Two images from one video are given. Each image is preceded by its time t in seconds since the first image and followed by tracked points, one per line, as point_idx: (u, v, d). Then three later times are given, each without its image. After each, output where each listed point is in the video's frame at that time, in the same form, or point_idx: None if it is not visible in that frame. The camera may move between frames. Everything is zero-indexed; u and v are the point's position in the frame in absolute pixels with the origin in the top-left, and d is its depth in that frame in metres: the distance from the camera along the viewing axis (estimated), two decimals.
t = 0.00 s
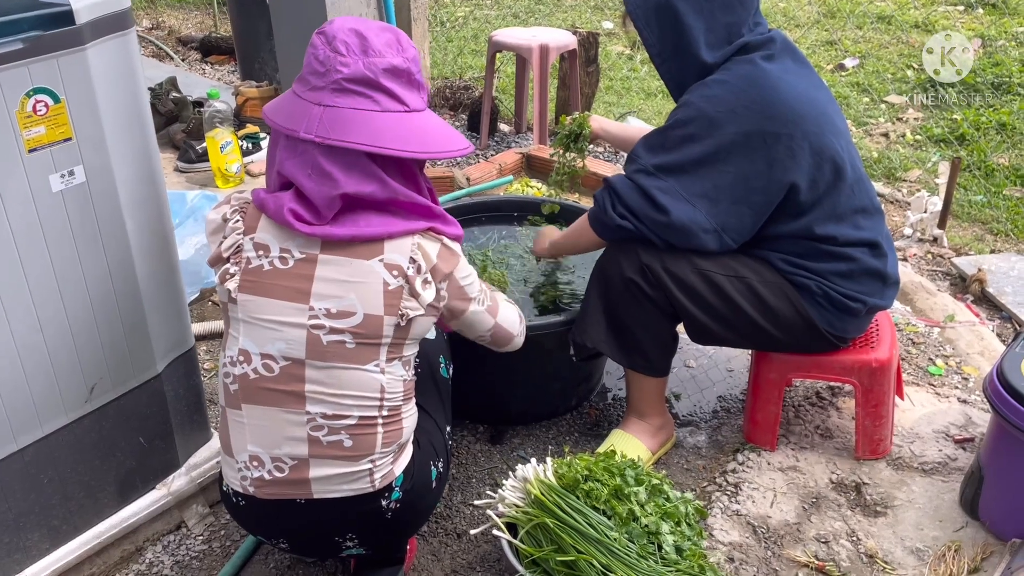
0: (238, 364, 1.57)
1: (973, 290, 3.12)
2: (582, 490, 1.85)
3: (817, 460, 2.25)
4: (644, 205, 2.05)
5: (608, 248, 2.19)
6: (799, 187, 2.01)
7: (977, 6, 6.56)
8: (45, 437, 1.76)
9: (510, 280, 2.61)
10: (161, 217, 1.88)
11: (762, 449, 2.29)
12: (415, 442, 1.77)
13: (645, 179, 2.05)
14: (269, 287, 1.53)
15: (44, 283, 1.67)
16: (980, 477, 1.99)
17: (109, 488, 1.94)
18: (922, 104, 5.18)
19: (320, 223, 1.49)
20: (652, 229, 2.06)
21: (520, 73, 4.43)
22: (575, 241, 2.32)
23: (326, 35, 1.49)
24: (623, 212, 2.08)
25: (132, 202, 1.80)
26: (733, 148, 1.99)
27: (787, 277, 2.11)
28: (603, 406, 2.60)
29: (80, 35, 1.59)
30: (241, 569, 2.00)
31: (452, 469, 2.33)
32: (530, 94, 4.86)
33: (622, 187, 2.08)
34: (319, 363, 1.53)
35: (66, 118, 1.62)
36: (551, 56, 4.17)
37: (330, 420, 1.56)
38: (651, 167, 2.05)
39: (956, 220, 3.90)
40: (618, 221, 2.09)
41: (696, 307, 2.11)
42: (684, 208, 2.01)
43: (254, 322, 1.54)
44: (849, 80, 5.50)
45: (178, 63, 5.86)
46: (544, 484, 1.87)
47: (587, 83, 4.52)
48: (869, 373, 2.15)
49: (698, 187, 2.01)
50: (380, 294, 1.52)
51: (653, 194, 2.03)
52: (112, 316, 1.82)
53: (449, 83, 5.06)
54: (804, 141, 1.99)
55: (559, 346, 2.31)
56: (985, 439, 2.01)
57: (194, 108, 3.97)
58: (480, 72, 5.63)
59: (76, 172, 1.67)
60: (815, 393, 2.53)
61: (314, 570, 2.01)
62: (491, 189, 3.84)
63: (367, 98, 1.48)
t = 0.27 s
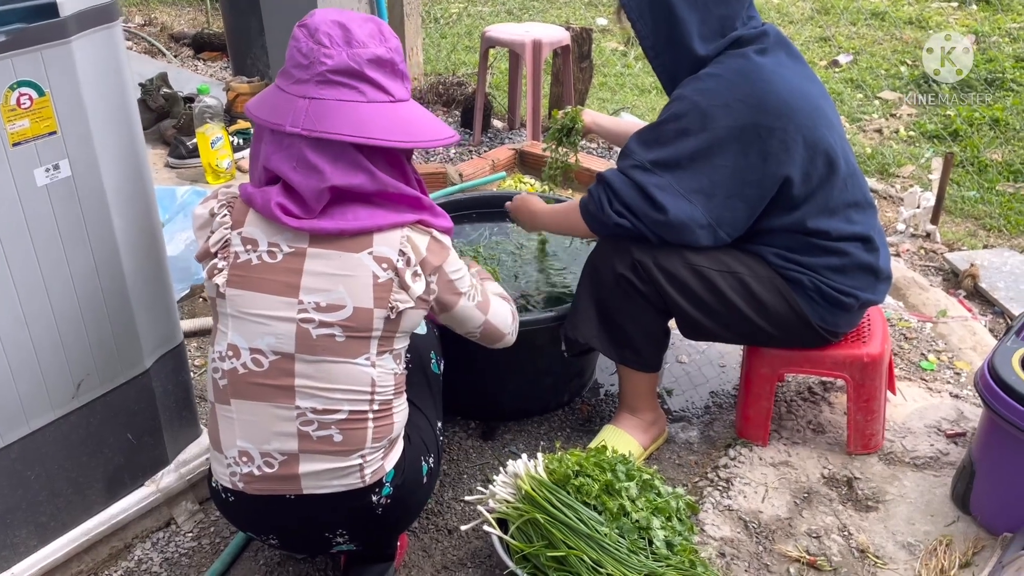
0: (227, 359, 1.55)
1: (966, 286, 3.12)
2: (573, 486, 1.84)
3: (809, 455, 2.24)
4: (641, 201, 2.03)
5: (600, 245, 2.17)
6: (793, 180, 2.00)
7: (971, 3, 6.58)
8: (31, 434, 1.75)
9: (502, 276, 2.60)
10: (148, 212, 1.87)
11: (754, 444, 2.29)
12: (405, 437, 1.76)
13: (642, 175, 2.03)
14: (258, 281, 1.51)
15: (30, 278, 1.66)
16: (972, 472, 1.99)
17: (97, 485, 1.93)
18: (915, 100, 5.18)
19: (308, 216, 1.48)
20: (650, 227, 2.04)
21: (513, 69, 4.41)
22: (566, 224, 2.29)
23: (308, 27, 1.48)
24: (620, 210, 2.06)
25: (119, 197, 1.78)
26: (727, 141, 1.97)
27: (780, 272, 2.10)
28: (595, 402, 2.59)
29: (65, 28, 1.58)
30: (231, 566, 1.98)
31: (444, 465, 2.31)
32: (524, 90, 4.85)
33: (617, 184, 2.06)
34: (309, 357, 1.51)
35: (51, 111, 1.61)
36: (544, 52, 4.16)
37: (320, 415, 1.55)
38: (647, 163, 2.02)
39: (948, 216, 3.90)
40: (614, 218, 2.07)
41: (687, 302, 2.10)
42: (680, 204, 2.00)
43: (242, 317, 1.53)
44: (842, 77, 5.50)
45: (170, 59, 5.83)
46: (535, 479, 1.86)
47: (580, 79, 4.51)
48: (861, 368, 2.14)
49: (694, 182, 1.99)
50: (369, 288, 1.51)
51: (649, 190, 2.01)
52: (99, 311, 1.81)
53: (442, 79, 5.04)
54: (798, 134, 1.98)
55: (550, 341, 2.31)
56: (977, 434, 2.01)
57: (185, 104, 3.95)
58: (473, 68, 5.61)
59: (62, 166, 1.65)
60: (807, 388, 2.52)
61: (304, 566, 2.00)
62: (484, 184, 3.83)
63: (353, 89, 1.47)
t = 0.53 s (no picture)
0: (212, 356, 1.54)
1: (958, 283, 3.12)
2: (563, 483, 1.83)
3: (801, 452, 2.24)
4: (636, 197, 2.01)
5: (591, 243, 2.18)
6: (788, 175, 2.00)
7: (964, 2, 6.59)
8: (17, 431, 1.74)
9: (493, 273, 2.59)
10: (135, 207, 1.85)
11: (745, 441, 2.28)
12: (393, 434, 1.75)
13: (640, 171, 2.00)
14: (243, 278, 1.50)
15: (15, 274, 1.65)
16: (963, 468, 1.99)
17: (85, 483, 1.91)
18: (909, 98, 5.19)
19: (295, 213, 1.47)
20: (646, 224, 2.02)
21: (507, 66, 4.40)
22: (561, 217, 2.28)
23: (292, 22, 1.46)
24: (616, 206, 2.03)
25: (105, 192, 1.77)
26: (724, 136, 1.96)
27: (773, 268, 2.09)
28: (587, 399, 2.58)
29: (50, 22, 1.56)
30: (219, 565, 1.97)
31: (434, 463, 2.30)
32: (517, 87, 4.84)
33: (614, 180, 2.03)
34: (294, 354, 1.51)
35: (36, 106, 1.59)
36: (537, 49, 4.15)
37: (305, 412, 1.53)
38: (645, 158, 2.00)
39: (941, 213, 3.90)
40: (610, 215, 2.04)
41: (679, 298, 2.09)
42: (678, 199, 1.98)
43: (227, 313, 1.52)
44: (836, 74, 5.50)
45: (162, 56, 5.80)
46: (525, 477, 1.85)
47: (574, 76, 4.50)
48: (853, 365, 2.14)
49: (691, 176, 1.98)
50: (356, 285, 1.50)
51: (647, 186, 1.98)
52: (85, 308, 1.79)
53: (436, 76, 5.03)
54: (794, 129, 1.98)
55: (542, 338, 2.30)
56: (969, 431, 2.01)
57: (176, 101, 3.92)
58: (467, 66, 5.60)
59: (47, 161, 1.64)
60: (799, 385, 2.51)
61: (294, 564, 1.99)
62: (477, 182, 3.82)
63: (337, 86, 1.46)
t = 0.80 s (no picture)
0: (201, 359, 1.53)
1: (951, 284, 3.12)
2: (554, 486, 1.83)
3: (793, 454, 2.23)
4: (621, 195, 2.02)
5: (582, 242, 2.17)
6: (780, 177, 1.99)
7: (958, 4, 6.61)
8: (4, 433, 1.72)
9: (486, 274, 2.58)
10: (124, 208, 1.84)
11: (737, 444, 2.27)
12: (384, 437, 1.73)
13: (626, 170, 2.03)
14: (232, 280, 1.50)
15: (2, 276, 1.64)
16: (956, 470, 1.99)
17: (73, 486, 1.90)
18: (902, 99, 5.20)
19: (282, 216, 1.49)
20: (632, 221, 2.03)
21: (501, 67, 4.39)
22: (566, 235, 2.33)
23: (252, 32, 1.45)
24: (599, 202, 2.06)
25: (93, 193, 1.76)
26: (714, 137, 1.96)
27: (766, 270, 2.08)
28: (580, 401, 2.57)
29: (36, 21, 1.55)
30: (209, 568, 1.95)
31: (426, 465, 2.29)
32: (511, 88, 4.83)
33: (602, 179, 2.05)
34: (283, 356, 1.50)
35: (22, 106, 1.58)
36: (531, 49, 4.15)
37: (294, 415, 1.53)
38: (632, 159, 2.02)
39: (934, 215, 3.91)
40: (595, 212, 2.07)
41: (671, 299, 2.09)
42: (664, 199, 1.98)
43: (216, 316, 1.51)
44: (830, 76, 5.50)
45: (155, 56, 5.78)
46: (517, 479, 1.85)
47: (568, 77, 4.49)
48: (844, 367, 2.13)
49: (680, 176, 1.98)
50: (345, 286, 1.50)
51: (633, 185, 2.00)
52: (73, 309, 1.78)
53: (429, 77, 5.02)
54: (786, 131, 1.97)
55: (534, 339, 2.29)
56: (960, 434, 2.02)
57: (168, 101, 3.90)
58: (461, 67, 5.59)
59: (34, 162, 1.63)
60: (791, 387, 2.51)
61: (284, 567, 1.98)
62: (470, 183, 3.81)
63: (304, 95, 1.45)
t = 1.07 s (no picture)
0: (189, 370, 1.51)
1: (948, 291, 3.11)
2: (548, 497, 1.80)
3: (789, 463, 2.22)
4: (621, 197, 2.01)
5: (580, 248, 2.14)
6: (781, 181, 1.98)
7: (955, 8, 6.61)
8: None
9: (480, 281, 2.56)
10: (114, 215, 1.82)
11: (733, 453, 2.26)
12: (375, 448, 1.71)
13: (628, 173, 2.01)
14: (221, 290, 1.48)
15: None
16: (952, 480, 1.98)
17: (61, 496, 1.88)
18: (898, 104, 5.20)
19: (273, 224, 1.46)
20: (632, 225, 2.01)
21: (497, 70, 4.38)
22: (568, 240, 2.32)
23: (248, 37, 1.44)
24: (598, 205, 2.05)
25: (83, 200, 1.74)
26: (717, 140, 1.95)
27: (764, 277, 2.06)
28: (575, 409, 2.55)
29: (25, 26, 1.53)
30: None
31: (419, 474, 2.27)
32: (507, 91, 4.82)
33: (602, 182, 2.04)
34: (273, 368, 1.48)
35: (9, 112, 1.56)
36: (527, 53, 4.14)
37: (284, 427, 1.51)
38: (635, 162, 2.01)
39: (931, 221, 3.90)
40: (593, 215, 2.06)
41: (668, 306, 2.06)
42: (666, 202, 1.96)
43: (205, 326, 1.49)
44: (826, 80, 5.50)
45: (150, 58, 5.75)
46: (510, 490, 1.83)
47: (564, 81, 4.48)
48: (841, 376, 2.12)
49: (682, 179, 1.96)
50: (336, 296, 1.48)
51: (634, 188, 1.98)
52: (62, 317, 1.76)
53: (425, 80, 5.00)
54: (788, 135, 1.95)
55: (528, 347, 2.27)
56: (957, 443, 2.00)
57: (162, 104, 3.87)
58: (457, 69, 5.57)
59: (21, 168, 1.60)
60: (787, 395, 2.50)
61: None
62: (466, 187, 3.79)
63: (301, 101, 1.44)
